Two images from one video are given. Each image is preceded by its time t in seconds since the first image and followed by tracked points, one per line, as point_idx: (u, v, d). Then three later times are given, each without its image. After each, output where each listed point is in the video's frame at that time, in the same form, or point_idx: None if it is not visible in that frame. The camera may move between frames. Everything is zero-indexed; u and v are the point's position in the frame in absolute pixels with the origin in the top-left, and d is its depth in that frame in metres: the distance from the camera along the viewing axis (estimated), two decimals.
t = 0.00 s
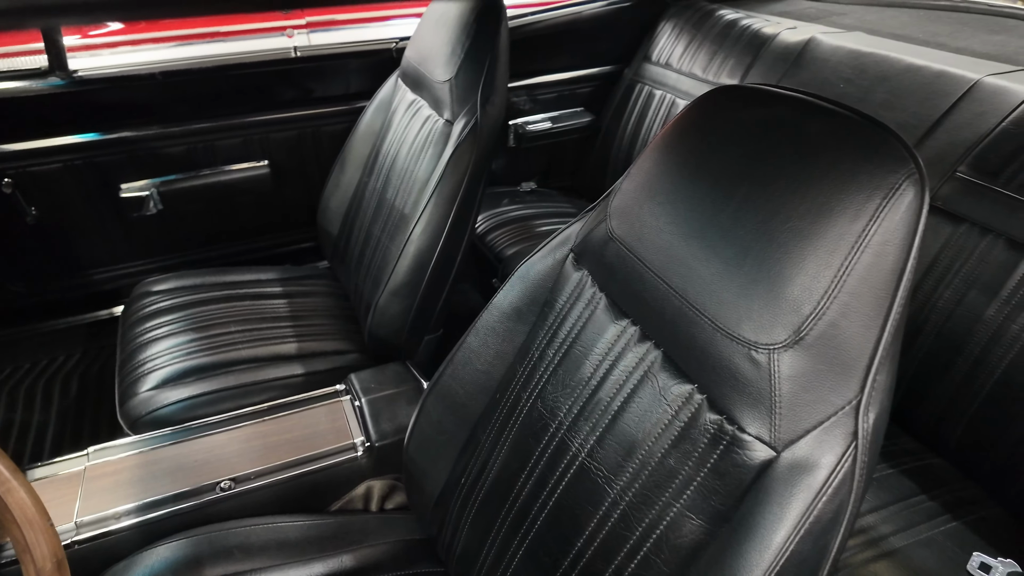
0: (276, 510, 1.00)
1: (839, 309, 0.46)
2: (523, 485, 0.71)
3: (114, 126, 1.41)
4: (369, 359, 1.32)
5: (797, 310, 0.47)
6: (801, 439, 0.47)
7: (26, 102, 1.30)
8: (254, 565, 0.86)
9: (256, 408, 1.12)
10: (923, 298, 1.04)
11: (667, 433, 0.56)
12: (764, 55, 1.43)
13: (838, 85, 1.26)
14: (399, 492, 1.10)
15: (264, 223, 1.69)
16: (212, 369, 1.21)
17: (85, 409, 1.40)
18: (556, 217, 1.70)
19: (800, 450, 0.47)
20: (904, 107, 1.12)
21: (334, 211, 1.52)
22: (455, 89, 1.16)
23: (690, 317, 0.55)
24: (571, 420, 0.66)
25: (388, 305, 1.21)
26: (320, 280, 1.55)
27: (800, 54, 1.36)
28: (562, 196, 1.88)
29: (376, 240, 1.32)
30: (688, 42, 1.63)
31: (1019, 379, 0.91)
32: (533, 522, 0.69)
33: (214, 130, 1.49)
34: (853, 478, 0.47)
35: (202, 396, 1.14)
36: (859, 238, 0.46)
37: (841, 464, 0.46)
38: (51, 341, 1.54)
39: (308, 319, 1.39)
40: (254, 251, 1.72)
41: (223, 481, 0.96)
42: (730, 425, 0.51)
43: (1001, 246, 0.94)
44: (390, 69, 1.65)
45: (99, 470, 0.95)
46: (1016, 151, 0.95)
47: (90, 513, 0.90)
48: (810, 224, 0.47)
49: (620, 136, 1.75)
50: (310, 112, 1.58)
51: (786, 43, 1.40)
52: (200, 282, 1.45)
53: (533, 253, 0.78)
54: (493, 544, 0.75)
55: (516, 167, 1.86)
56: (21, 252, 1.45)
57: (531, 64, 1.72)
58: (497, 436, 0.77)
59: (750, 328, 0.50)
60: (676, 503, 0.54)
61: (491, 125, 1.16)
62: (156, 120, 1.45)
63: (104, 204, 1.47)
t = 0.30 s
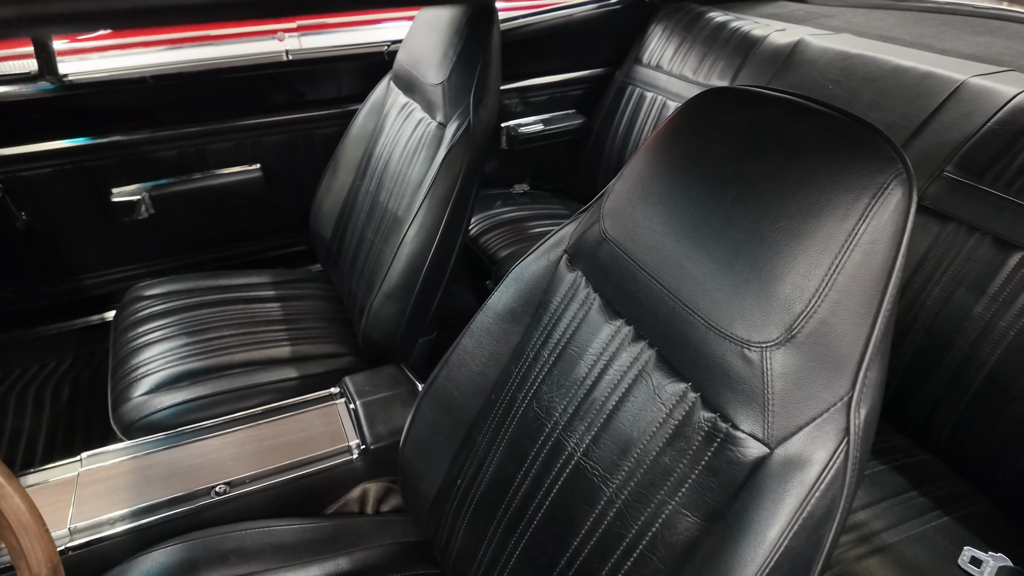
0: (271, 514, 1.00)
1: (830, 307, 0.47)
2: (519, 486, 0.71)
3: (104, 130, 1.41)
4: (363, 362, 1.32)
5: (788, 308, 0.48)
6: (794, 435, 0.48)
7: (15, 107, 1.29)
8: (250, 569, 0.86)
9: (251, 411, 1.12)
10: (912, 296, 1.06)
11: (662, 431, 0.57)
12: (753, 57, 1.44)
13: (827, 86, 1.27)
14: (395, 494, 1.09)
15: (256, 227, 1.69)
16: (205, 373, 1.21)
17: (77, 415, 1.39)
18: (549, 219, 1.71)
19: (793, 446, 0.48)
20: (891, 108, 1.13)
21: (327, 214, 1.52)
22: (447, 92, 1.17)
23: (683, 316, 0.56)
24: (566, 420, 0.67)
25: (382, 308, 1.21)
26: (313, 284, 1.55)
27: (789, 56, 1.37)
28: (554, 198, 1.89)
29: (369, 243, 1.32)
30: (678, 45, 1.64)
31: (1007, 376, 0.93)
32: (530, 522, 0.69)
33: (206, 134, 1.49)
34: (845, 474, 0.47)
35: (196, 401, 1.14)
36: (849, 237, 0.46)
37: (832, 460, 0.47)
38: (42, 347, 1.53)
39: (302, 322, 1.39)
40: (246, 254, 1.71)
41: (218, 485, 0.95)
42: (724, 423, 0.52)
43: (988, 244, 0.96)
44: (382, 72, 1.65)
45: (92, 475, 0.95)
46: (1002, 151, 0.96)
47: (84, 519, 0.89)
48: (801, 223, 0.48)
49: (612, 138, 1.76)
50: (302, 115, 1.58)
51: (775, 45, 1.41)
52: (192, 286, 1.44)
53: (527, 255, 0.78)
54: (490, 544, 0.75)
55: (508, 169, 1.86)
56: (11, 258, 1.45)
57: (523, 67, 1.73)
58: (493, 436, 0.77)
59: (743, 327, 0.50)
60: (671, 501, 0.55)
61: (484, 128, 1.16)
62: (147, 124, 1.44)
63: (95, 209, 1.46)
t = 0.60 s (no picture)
0: (270, 516, 1.00)
1: (824, 303, 0.48)
2: (518, 483, 0.72)
3: (98, 134, 1.40)
4: (359, 364, 1.32)
5: (782, 305, 0.49)
6: (790, 430, 0.49)
7: (9, 111, 1.29)
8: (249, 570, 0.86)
9: (249, 414, 1.12)
10: (902, 295, 1.07)
11: (659, 428, 0.58)
12: (744, 59, 1.46)
13: (818, 87, 1.28)
14: (393, 495, 1.09)
15: (251, 230, 1.69)
16: (202, 376, 1.21)
17: (73, 420, 1.39)
18: (544, 220, 1.71)
19: (788, 440, 0.49)
20: (880, 108, 1.15)
21: (322, 217, 1.52)
22: (442, 94, 1.18)
23: (679, 314, 0.57)
24: (564, 418, 0.68)
25: (379, 310, 1.21)
26: (308, 286, 1.55)
27: (780, 58, 1.39)
28: (549, 199, 1.90)
29: (365, 245, 1.33)
30: (670, 47, 1.65)
31: (997, 371, 0.94)
32: (529, 519, 0.70)
33: (201, 137, 1.49)
34: (840, 468, 0.48)
35: (193, 404, 1.14)
36: (842, 234, 0.47)
37: (828, 454, 0.48)
38: (36, 351, 1.53)
39: (298, 325, 1.39)
40: (241, 257, 1.71)
41: (217, 487, 0.96)
42: (721, 418, 0.53)
43: (977, 242, 0.97)
44: (376, 75, 1.65)
45: (90, 479, 0.95)
46: (990, 150, 0.98)
47: (82, 523, 0.89)
48: (794, 221, 0.49)
49: (606, 139, 1.78)
50: (296, 118, 1.58)
51: (766, 47, 1.43)
52: (188, 289, 1.44)
53: (524, 255, 0.79)
54: (490, 542, 0.76)
55: (502, 171, 1.87)
56: (5, 263, 1.44)
57: (517, 69, 1.74)
58: (492, 435, 0.78)
59: (738, 323, 0.51)
60: (669, 496, 0.55)
61: (479, 130, 1.17)
62: (141, 127, 1.44)
63: (90, 213, 1.46)
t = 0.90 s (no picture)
0: (274, 515, 1.01)
1: (821, 298, 0.49)
2: (522, 478, 0.73)
3: (98, 137, 1.41)
4: (360, 365, 1.33)
5: (780, 300, 0.50)
6: (788, 421, 0.50)
7: (9, 116, 1.30)
8: (254, 568, 0.87)
9: (252, 414, 1.13)
10: (896, 292, 1.09)
11: (661, 421, 0.59)
12: (738, 61, 1.48)
13: (811, 89, 1.30)
14: (395, 493, 1.11)
15: (250, 233, 1.70)
16: (204, 377, 1.22)
17: (73, 422, 1.39)
18: (541, 221, 1.73)
19: (787, 431, 0.50)
20: (872, 109, 1.17)
21: (321, 219, 1.53)
22: (442, 97, 1.19)
23: (680, 309, 0.58)
24: (568, 413, 0.69)
25: (380, 310, 1.22)
26: (309, 288, 1.56)
27: (773, 60, 1.41)
28: (546, 200, 1.91)
29: (365, 246, 1.34)
30: (665, 49, 1.67)
31: (987, 366, 0.96)
32: (533, 513, 0.71)
33: (201, 140, 1.50)
34: (838, 458, 0.49)
35: (196, 404, 1.15)
36: (837, 230, 0.49)
37: (825, 443, 0.49)
38: (36, 354, 1.53)
39: (299, 326, 1.40)
40: (241, 260, 1.72)
41: (222, 487, 0.96)
42: (721, 411, 0.54)
43: (967, 240, 0.99)
44: (374, 78, 1.66)
45: (96, 479, 0.96)
46: (979, 150, 1.00)
47: (88, 523, 0.90)
48: (791, 219, 0.51)
49: (602, 141, 1.80)
50: (295, 121, 1.59)
51: (759, 49, 1.45)
52: (188, 291, 1.45)
53: (526, 255, 0.81)
54: (494, 537, 0.77)
55: (499, 173, 1.88)
56: (5, 266, 1.45)
57: (513, 72, 1.75)
58: (496, 431, 0.79)
59: (738, 318, 0.53)
60: (672, 487, 0.57)
61: (478, 132, 1.18)
62: (140, 131, 1.45)
63: (89, 216, 1.47)
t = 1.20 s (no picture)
0: (282, 511, 1.02)
1: (821, 291, 0.51)
2: (530, 470, 0.75)
3: (102, 141, 1.42)
4: (364, 364, 1.35)
5: (782, 292, 0.52)
6: (790, 409, 0.52)
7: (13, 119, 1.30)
8: (265, 563, 0.88)
9: (258, 412, 1.14)
10: (891, 288, 1.11)
11: (667, 411, 0.61)
12: (734, 64, 1.50)
13: (806, 90, 1.32)
14: (403, 489, 1.12)
15: (252, 234, 1.71)
16: (210, 377, 1.23)
17: (78, 422, 1.40)
18: (541, 222, 1.75)
19: (789, 419, 0.52)
20: (866, 110, 1.19)
21: (323, 220, 1.54)
22: (445, 99, 1.21)
23: (685, 304, 0.60)
24: (574, 406, 0.71)
25: (384, 309, 1.24)
26: (311, 288, 1.57)
27: (769, 62, 1.43)
28: (545, 201, 1.93)
29: (368, 247, 1.35)
30: (662, 52, 1.70)
31: (981, 360, 0.99)
32: (541, 504, 0.73)
33: (204, 142, 1.51)
34: (838, 444, 0.51)
35: (203, 403, 1.17)
36: (836, 225, 0.51)
37: (826, 431, 0.51)
38: (39, 355, 1.54)
39: (302, 326, 1.42)
40: (242, 261, 1.73)
41: (231, 483, 0.98)
42: (726, 400, 0.56)
43: (960, 237, 1.02)
44: (375, 81, 1.68)
45: (106, 476, 0.97)
46: (970, 149, 1.03)
47: (100, 519, 0.91)
48: (793, 215, 0.53)
49: (601, 142, 1.82)
50: (297, 123, 1.61)
51: (755, 52, 1.47)
52: (192, 292, 1.46)
53: (532, 253, 0.83)
54: (502, 528, 0.78)
55: (499, 174, 1.90)
56: (9, 268, 1.45)
57: (513, 74, 1.77)
58: (503, 425, 0.81)
59: (741, 311, 0.55)
60: (677, 475, 0.59)
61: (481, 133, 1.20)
62: (145, 133, 1.46)
63: (93, 217, 1.48)
